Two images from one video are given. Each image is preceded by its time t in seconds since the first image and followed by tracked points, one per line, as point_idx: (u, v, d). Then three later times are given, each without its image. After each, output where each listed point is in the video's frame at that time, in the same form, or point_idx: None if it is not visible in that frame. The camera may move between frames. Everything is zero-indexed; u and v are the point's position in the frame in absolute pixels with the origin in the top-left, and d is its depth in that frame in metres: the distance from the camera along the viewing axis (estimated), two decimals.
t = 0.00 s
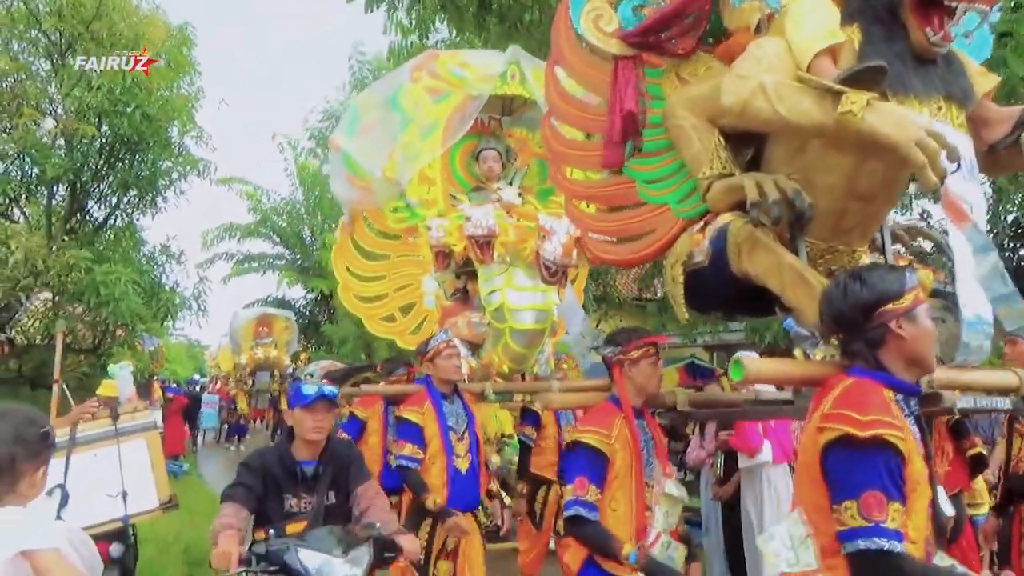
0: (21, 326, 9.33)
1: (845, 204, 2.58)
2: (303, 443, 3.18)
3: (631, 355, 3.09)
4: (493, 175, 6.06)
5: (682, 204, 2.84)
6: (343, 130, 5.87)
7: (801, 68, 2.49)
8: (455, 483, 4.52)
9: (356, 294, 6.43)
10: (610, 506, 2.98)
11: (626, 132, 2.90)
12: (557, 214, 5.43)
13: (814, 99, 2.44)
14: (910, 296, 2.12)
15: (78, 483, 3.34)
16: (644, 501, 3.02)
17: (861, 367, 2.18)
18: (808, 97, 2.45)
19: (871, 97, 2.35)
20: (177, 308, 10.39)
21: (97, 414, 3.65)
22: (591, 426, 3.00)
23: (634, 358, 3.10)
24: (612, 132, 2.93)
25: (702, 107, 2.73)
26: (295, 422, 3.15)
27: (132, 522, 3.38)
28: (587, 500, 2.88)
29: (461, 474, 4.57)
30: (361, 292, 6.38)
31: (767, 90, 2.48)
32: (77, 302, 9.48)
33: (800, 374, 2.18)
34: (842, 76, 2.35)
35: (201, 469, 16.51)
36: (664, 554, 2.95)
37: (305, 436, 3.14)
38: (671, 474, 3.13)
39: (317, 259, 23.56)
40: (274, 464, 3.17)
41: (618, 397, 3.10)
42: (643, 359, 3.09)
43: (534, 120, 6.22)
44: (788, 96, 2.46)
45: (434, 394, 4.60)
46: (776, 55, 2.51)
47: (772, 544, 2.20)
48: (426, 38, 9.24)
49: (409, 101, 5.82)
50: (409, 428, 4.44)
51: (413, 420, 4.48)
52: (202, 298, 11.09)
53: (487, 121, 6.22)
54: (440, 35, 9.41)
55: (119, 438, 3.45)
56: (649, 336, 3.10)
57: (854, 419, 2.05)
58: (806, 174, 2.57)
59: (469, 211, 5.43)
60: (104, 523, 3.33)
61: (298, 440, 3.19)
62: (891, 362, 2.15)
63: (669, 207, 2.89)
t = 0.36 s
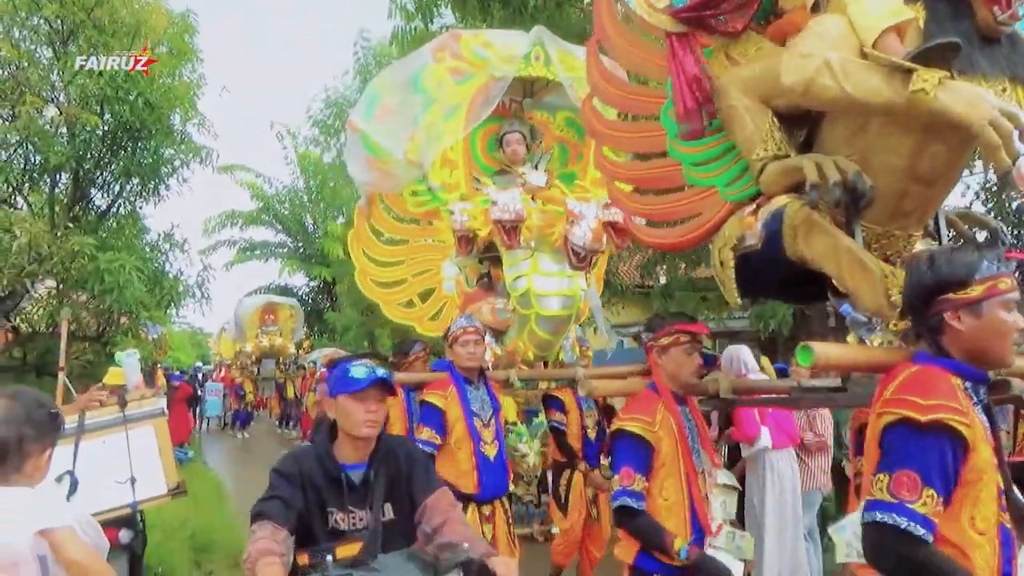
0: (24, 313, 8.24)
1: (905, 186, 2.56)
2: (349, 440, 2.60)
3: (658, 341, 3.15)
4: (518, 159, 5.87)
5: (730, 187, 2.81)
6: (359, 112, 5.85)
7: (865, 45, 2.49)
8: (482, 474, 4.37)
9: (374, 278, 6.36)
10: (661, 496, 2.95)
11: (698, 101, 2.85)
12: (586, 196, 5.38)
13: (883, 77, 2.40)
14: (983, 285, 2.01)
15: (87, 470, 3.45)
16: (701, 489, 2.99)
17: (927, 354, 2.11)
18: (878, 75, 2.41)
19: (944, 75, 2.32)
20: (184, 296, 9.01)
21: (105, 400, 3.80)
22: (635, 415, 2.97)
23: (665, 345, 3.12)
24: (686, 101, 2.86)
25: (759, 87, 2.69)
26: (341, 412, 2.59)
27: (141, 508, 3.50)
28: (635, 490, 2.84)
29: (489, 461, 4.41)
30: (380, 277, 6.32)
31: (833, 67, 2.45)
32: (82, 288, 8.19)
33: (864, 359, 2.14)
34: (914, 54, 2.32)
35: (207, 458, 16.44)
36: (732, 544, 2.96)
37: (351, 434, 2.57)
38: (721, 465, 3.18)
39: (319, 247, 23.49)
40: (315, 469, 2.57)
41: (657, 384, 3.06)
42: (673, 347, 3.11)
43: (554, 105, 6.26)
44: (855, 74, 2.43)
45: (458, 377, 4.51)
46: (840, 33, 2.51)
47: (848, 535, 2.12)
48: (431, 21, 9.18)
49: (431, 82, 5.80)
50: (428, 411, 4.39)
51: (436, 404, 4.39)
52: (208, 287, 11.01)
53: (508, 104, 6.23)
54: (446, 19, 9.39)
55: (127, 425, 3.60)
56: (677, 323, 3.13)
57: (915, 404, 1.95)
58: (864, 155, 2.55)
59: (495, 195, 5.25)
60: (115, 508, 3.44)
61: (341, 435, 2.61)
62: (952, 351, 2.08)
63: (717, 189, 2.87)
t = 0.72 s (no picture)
0: (30, 307, 8.25)
1: (945, 163, 2.49)
2: (423, 454, 2.25)
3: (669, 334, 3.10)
4: (541, 145, 5.56)
5: (763, 166, 2.77)
6: (373, 100, 5.75)
7: (908, 18, 2.49)
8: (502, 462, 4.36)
9: (387, 267, 6.29)
10: (689, 480, 2.89)
11: (716, 88, 2.84)
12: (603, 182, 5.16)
13: (928, 49, 2.37)
14: (1014, 258, 1.94)
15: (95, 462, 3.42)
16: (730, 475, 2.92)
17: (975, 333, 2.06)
18: (922, 45, 2.38)
19: (992, 45, 2.28)
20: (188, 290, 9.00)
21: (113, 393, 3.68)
22: (663, 399, 2.92)
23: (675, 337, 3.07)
24: (704, 87, 2.85)
25: (795, 63, 2.65)
26: (415, 423, 2.22)
27: (149, 500, 3.51)
28: (663, 474, 2.80)
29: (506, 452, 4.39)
30: (393, 265, 6.25)
31: (876, 38, 2.44)
32: (86, 283, 8.12)
33: (915, 339, 2.09)
34: (962, 22, 2.30)
35: (213, 450, 16.44)
36: (756, 536, 2.93)
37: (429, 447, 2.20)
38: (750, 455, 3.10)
39: (322, 240, 23.44)
40: (386, 493, 2.17)
41: (680, 366, 3.04)
42: (680, 339, 3.06)
43: (566, 93, 6.13)
44: (899, 45, 2.40)
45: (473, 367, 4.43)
46: (882, 5, 2.50)
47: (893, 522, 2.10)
48: (438, 9, 9.21)
49: (444, 67, 5.65)
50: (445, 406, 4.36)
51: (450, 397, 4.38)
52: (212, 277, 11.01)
53: (522, 91, 6.12)
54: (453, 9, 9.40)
55: (135, 417, 3.61)
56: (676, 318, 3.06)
57: (980, 383, 1.90)
58: (903, 132, 2.49)
59: (510, 178, 5.11)
60: (122, 500, 3.43)
61: (416, 447, 2.25)
62: (998, 329, 2.01)
63: (749, 169, 2.84)
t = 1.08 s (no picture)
0: (46, 300, 8.20)
1: (991, 146, 2.39)
2: (592, 460, 1.71)
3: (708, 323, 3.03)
4: (558, 133, 5.40)
5: (800, 153, 2.70)
6: (387, 89, 5.71)
7: None
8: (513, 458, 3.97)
9: (402, 260, 6.11)
10: (722, 476, 2.88)
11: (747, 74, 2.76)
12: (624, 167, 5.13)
13: (975, 25, 2.29)
14: None
15: (113, 454, 3.39)
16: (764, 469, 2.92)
17: None
18: (968, 22, 2.30)
19: None
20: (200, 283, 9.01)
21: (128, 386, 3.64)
22: (696, 392, 2.89)
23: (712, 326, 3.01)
24: (734, 74, 2.77)
25: (835, 44, 2.57)
26: (591, 420, 1.69)
27: (166, 491, 3.49)
28: (689, 467, 2.78)
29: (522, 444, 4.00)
30: (408, 257, 6.08)
31: (920, 16, 2.36)
32: (100, 277, 8.09)
33: (965, 328, 2.00)
34: None
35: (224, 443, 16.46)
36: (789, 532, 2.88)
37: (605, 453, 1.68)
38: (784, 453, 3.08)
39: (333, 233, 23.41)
40: (552, 521, 1.58)
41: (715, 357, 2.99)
42: (719, 329, 3.01)
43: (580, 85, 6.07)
44: (945, 22, 2.32)
45: (489, 360, 4.01)
46: None
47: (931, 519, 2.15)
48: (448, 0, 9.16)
49: (460, 53, 5.59)
50: (456, 397, 4.02)
51: (464, 390, 4.02)
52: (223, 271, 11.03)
53: (538, 79, 6.09)
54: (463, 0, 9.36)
55: (152, 409, 3.57)
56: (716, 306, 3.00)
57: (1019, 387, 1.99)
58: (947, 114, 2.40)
59: (530, 163, 5.03)
60: (141, 491, 3.42)
61: (585, 449, 1.71)
62: None
63: (785, 156, 2.78)
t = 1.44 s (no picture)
0: (58, 298, 8.25)
1: None
2: (827, 489, 1.40)
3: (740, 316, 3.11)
4: (570, 123, 5.28)
5: (827, 142, 2.62)
6: (392, 77, 5.58)
7: None
8: (524, 464, 3.55)
9: (408, 254, 5.95)
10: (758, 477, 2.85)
11: (773, 62, 2.61)
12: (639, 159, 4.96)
13: None
14: None
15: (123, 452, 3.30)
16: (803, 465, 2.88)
17: None
18: None
19: None
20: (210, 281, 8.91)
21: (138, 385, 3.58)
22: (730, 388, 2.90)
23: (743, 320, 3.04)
24: (761, 62, 2.62)
25: (862, 25, 2.42)
26: (830, 438, 1.36)
27: (177, 489, 3.39)
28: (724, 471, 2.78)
29: (533, 446, 3.57)
30: (414, 252, 5.94)
31: None
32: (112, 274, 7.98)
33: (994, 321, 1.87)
34: None
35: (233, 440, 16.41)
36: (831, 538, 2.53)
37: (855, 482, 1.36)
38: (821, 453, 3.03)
39: (341, 230, 23.30)
40: None
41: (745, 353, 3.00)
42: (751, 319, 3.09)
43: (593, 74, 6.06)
44: None
45: (497, 356, 3.68)
46: None
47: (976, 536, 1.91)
48: None
49: (471, 39, 5.39)
50: (462, 397, 3.61)
51: (471, 389, 3.61)
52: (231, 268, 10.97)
53: (548, 68, 6.02)
54: None
55: (162, 408, 3.45)
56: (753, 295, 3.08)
57: None
58: (982, 96, 2.24)
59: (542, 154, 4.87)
60: (152, 489, 3.34)
61: (811, 475, 1.40)
62: None
63: (814, 145, 2.68)
